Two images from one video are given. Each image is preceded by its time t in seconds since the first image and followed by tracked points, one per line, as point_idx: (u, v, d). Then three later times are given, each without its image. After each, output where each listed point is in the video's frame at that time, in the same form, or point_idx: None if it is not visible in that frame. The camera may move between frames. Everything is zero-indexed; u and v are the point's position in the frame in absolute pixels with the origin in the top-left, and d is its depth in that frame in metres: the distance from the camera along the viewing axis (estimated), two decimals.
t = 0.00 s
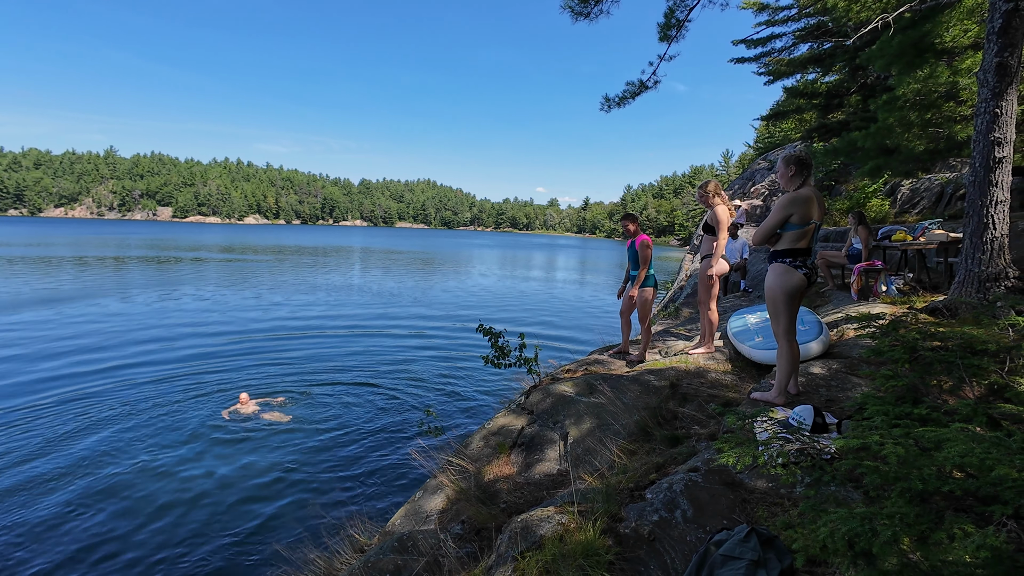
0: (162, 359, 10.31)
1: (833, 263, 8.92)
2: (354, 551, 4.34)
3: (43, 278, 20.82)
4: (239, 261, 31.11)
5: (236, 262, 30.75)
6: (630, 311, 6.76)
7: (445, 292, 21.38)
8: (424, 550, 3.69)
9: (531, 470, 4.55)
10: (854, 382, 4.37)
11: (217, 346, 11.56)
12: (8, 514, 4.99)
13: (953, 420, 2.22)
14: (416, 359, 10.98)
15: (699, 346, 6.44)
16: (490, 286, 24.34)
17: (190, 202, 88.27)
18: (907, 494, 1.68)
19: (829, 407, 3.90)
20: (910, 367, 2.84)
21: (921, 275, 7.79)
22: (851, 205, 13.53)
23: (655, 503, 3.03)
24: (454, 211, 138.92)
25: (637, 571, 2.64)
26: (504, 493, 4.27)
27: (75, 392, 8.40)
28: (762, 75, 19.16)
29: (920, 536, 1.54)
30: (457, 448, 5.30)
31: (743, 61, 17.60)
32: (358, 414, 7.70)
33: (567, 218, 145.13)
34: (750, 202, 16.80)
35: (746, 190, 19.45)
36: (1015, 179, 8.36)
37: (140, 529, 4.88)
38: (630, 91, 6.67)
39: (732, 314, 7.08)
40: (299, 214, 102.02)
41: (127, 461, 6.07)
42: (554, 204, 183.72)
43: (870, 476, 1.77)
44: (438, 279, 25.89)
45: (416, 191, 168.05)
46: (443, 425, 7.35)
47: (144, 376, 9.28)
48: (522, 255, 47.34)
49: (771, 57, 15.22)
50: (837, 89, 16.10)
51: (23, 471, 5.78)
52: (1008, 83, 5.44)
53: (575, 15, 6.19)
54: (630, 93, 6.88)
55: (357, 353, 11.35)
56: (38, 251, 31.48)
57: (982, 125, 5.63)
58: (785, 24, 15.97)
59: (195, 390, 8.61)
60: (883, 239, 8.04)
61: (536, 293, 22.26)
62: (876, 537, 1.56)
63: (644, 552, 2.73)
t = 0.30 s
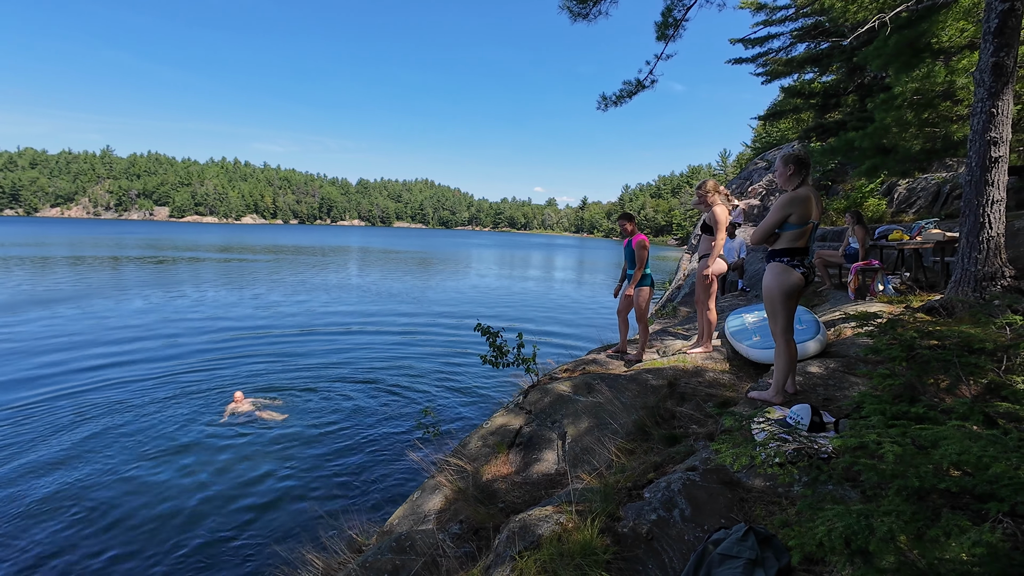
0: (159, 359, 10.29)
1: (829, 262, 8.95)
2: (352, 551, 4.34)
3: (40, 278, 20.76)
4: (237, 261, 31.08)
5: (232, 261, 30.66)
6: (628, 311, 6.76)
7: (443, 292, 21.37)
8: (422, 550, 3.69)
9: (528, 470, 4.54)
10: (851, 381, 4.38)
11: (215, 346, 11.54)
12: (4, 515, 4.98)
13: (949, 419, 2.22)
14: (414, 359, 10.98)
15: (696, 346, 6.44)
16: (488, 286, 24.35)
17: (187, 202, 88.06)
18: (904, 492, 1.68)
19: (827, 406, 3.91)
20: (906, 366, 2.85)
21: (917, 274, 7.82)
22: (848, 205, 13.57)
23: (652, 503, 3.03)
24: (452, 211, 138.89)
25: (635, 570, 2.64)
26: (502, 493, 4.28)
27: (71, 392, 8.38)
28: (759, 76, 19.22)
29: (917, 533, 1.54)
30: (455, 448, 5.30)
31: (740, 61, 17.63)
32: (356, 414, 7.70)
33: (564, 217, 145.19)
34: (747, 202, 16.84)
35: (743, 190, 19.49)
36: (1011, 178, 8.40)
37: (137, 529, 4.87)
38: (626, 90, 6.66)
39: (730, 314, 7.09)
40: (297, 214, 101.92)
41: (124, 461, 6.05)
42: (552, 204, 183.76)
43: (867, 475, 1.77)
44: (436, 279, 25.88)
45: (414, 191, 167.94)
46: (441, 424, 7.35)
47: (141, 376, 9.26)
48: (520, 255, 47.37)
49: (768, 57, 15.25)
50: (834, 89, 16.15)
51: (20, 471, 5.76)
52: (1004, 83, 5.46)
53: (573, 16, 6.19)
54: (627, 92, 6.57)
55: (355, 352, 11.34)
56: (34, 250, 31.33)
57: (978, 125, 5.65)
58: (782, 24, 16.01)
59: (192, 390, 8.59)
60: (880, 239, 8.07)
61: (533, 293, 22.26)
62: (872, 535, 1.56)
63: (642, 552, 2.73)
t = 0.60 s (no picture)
0: (157, 360, 10.28)
1: (827, 262, 8.97)
2: (351, 551, 4.34)
3: (37, 279, 20.70)
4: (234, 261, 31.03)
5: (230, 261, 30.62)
6: (626, 311, 6.77)
7: (441, 292, 21.36)
8: (420, 550, 3.70)
9: (527, 470, 4.55)
10: (848, 381, 4.39)
11: (212, 347, 11.52)
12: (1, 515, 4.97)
13: (945, 418, 2.23)
14: (413, 359, 10.98)
15: (694, 345, 6.45)
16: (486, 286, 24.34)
17: (184, 202, 87.77)
18: (900, 491, 1.69)
19: (824, 405, 3.92)
20: (903, 365, 2.86)
21: (913, 273, 7.85)
22: (845, 205, 13.61)
23: (650, 502, 3.04)
24: (450, 211, 138.77)
25: (633, 569, 2.65)
26: (500, 493, 4.28)
27: (69, 392, 8.36)
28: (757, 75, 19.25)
29: (913, 533, 1.54)
30: (454, 448, 5.30)
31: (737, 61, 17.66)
32: (354, 414, 7.69)
33: (562, 217, 145.02)
34: (744, 202, 16.87)
35: (741, 190, 19.52)
36: (1007, 178, 8.43)
37: (135, 529, 4.86)
38: (623, 90, 6.67)
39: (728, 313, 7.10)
40: (294, 214, 101.76)
41: (122, 461, 6.05)
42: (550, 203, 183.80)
43: (864, 475, 1.77)
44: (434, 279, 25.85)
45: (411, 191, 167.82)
46: (439, 424, 7.35)
47: (139, 376, 9.24)
48: (518, 255, 47.37)
49: (765, 57, 15.27)
50: (831, 89, 16.19)
51: (17, 471, 5.75)
52: (1000, 83, 5.48)
53: (571, 17, 6.19)
54: (623, 91, 6.59)
55: (353, 352, 11.33)
56: (31, 251, 31.28)
57: (974, 124, 5.67)
58: (779, 24, 16.04)
59: (190, 390, 8.57)
60: (876, 239, 8.10)
61: (531, 293, 22.26)
62: (869, 535, 1.57)
63: (640, 551, 2.74)
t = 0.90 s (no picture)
0: (154, 360, 10.26)
1: (824, 262, 9.00)
2: (349, 552, 4.34)
3: (32, 279, 20.60)
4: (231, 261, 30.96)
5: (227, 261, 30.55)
6: (623, 310, 6.78)
7: (439, 292, 21.35)
8: (418, 550, 3.72)
9: (525, 469, 4.55)
10: (845, 380, 4.41)
11: (210, 347, 11.49)
12: None
13: (942, 417, 2.23)
14: (411, 359, 10.97)
15: (692, 345, 6.46)
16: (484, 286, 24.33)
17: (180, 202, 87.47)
18: (897, 489, 1.69)
19: (821, 404, 3.93)
20: (900, 364, 2.87)
21: (910, 273, 7.87)
22: (842, 205, 13.65)
23: (648, 501, 3.04)
24: (447, 211, 138.70)
25: (631, 569, 2.66)
26: (499, 492, 4.29)
27: (66, 393, 8.33)
28: (754, 75, 19.25)
29: (910, 530, 1.55)
30: (452, 448, 5.30)
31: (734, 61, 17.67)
32: (352, 414, 7.69)
33: (560, 217, 145.13)
34: (742, 202, 16.89)
35: (738, 190, 19.55)
36: (1002, 178, 8.46)
37: (133, 530, 4.85)
38: (620, 89, 6.68)
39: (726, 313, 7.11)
40: (291, 214, 101.54)
41: (120, 461, 6.04)
42: (547, 203, 183.81)
43: (860, 472, 1.78)
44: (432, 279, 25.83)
45: (409, 191, 167.67)
46: (438, 424, 7.35)
47: (136, 377, 9.22)
48: (516, 255, 47.35)
49: (763, 57, 15.30)
50: (827, 89, 16.22)
51: (14, 472, 5.74)
52: (996, 83, 5.50)
53: (568, 17, 6.20)
54: (620, 89, 6.62)
55: (351, 352, 11.32)
56: (28, 251, 31.18)
57: (970, 124, 5.69)
58: (776, 25, 16.06)
59: (188, 391, 8.55)
60: (873, 239, 8.13)
61: (529, 293, 22.25)
62: (865, 532, 1.57)
63: (638, 550, 2.74)
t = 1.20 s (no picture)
0: (151, 361, 10.24)
1: (821, 262, 9.02)
2: (347, 554, 4.33)
3: (29, 280, 20.54)
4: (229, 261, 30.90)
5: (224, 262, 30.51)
6: (621, 310, 6.78)
7: (437, 292, 21.35)
8: (416, 552, 3.73)
9: (524, 470, 4.54)
10: (842, 380, 4.42)
11: (208, 347, 11.47)
12: None
13: (940, 418, 2.24)
14: (409, 359, 10.96)
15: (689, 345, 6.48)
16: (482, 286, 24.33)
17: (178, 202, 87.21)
18: (895, 491, 1.69)
19: (819, 404, 3.94)
20: (897, 365, 2.87)
21: (907, 273, 7.89)
22: (840, 204, 13.70)
23: (647, 502, 3.04)
24: (445, 211, 138.64)
25: (630, 570, 2.66)
26: (497, 493, 4.29)
27: (63, 394, 8.30)
28: (751, 75, 19.28)
29: (908, 532, 1.55)
30: (450, 448, 5.30)
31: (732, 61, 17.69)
32: (350, 415, 7.67)
33: (558, 217, 145.19)
34: (739, 202, 16.92)
35: (736, 190, 19.60)
36: (998, 178, 8.50)
37: (130, 532, 4.84)
38: (616, 89, 6.68)
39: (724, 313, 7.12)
40: (289, 214, 101.39)
41: (117, 463, 6.02)
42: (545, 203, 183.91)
43: (858, 474, 1.78)
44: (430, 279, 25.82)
45: (407, 191, 167.57)
46: (436, 425, 7.35)
47: (133, 378, 9.20)
48: (514, 254, 47.36)
49: (760, 58, 15.32)
50: (825, 89, 16.25)
51: (12, 474, 5.73)
52: (992, 84, 5.52)
53: (566, 17, 6.20)
54: (617, 89, 6.62)
55: (349, 353, 11.31)
56: (25, 252, 31.09)
57: (966, 125, 5.71)
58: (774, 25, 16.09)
59: (185, 392, 8.53)
60: (870, 239, 8.15)
61: (527, 292, 22.26)
62: (863, 534, 1.57)
63: (636, 551, 2.74)
